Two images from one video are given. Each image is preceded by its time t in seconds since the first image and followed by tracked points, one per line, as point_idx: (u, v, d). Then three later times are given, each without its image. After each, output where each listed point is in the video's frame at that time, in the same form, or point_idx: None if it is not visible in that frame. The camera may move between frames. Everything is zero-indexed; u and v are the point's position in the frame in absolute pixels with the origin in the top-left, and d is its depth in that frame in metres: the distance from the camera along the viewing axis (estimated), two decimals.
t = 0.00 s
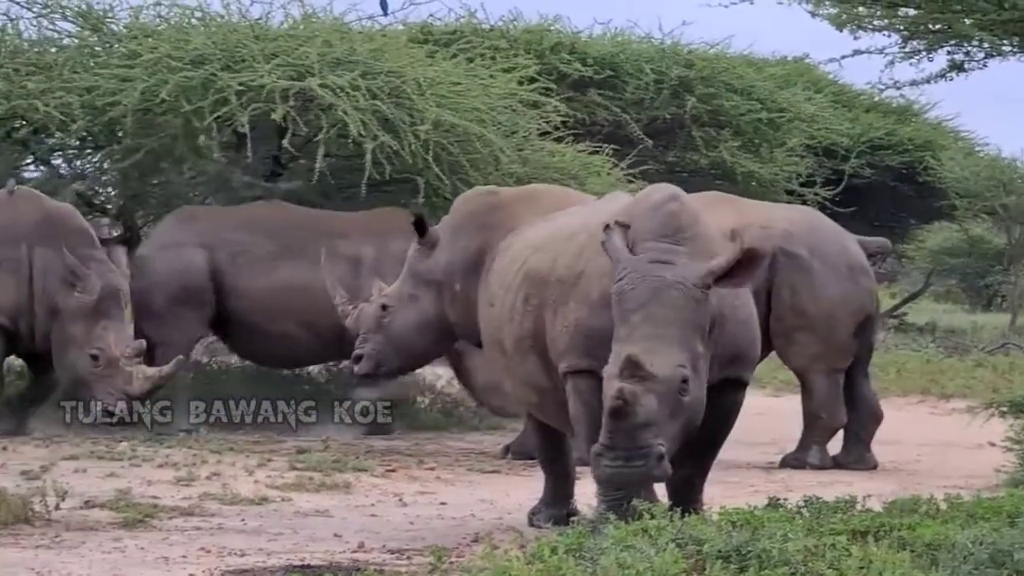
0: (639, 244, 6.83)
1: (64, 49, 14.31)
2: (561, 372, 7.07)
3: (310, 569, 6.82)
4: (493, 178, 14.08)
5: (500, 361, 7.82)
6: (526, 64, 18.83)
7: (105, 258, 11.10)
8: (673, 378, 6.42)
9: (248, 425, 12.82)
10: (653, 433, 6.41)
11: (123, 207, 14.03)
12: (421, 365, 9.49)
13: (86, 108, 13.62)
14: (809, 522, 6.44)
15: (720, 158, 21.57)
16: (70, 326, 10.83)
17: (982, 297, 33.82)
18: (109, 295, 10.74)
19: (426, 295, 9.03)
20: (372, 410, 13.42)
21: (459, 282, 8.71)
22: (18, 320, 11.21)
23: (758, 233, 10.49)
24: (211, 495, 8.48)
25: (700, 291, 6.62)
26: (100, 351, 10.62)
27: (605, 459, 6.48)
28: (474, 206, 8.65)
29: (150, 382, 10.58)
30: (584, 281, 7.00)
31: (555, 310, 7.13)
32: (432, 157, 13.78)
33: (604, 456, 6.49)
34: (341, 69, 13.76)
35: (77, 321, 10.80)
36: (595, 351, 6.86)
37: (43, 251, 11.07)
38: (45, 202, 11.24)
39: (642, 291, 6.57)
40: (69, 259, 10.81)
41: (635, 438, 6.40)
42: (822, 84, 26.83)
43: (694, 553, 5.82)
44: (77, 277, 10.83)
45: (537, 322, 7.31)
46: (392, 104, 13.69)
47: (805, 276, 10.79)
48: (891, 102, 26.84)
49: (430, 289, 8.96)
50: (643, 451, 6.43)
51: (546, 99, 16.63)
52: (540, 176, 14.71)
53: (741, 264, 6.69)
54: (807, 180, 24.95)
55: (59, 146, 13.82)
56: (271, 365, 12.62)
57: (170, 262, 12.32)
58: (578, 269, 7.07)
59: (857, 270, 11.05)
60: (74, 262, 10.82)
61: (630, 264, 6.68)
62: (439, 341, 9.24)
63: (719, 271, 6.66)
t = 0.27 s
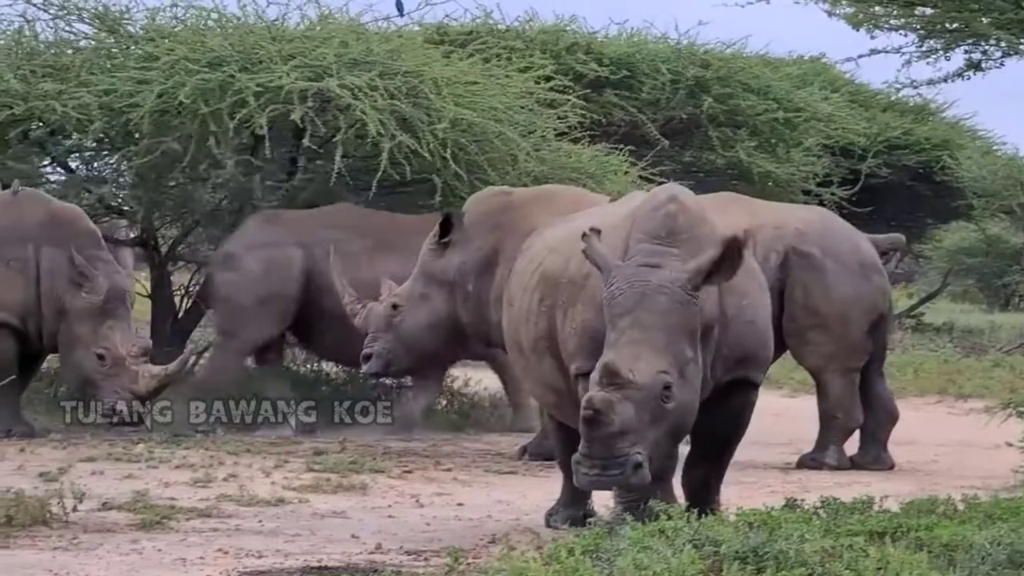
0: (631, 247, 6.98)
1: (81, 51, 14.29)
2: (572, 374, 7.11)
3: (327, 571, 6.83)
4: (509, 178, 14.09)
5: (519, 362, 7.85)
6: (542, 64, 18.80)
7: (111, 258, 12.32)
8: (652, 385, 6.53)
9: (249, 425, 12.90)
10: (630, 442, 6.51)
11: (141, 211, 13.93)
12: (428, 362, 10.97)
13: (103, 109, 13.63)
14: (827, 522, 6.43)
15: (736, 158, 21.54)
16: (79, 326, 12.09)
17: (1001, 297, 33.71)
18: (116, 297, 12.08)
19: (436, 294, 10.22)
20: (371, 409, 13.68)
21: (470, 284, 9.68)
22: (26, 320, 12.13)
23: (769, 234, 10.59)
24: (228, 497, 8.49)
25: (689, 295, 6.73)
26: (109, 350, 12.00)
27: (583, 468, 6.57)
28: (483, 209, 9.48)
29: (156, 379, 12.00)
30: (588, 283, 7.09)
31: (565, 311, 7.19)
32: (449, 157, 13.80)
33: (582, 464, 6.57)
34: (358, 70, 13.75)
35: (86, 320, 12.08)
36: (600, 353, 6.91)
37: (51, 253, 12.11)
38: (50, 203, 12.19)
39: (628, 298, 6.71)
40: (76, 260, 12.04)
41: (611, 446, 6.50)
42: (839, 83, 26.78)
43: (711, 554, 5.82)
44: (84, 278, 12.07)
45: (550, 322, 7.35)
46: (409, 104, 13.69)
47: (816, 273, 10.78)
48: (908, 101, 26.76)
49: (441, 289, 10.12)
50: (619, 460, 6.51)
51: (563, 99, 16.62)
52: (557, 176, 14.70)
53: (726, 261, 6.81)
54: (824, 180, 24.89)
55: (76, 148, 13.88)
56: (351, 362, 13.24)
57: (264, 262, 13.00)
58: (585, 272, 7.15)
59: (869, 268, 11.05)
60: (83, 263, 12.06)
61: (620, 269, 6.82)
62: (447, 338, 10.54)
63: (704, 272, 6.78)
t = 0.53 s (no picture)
0: (624, 247, 7.15)
1: (87, 52, 14.26)
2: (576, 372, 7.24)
3: (336, 569, 6.82)
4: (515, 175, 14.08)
5: (527, 361, 7.97)
6: (548, 61, 18.74)
7: (111, 255, 12.11)
8: (642, 388, 6.66)
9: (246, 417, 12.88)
10: (621, 445, 6.63)
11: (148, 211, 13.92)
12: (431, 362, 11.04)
13: (110, 109, 13.63)
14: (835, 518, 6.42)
15: (743, 154, 21.49)
16: (79, 322, 11.83)
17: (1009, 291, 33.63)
18: (116, 293, 11.80)
19: (441, 291, 10.44)
20: (371, 409, 13.70)
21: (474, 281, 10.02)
22: (29, 319, 11.98)
23: (772, 229, 10.59)
24: (237, 496, 8.47)
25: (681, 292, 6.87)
26: (110, 346, 11.66)
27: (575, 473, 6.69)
28: (488, 207, 9.88)
29: (159, 374, 11.51)
30: (585, 285, 7.28)
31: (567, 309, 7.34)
32: (456, 155, 13.80)
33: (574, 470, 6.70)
34: (363, 69, 13.71)
35: (88, 317, 11.81)
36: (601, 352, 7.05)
37: (50, 250, 11.94)
38: (48, 203, 12.09)
39: (618, 299, 6.88)
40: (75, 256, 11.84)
41: (602, 451, 6.62)
42: (845, 78, 26.74)
43: (719, 550, 5.80)
44: (84, 275, 11.84)
45: (553, 320, 7.49)
46: (415, 102, 13.67)
47: (819, 267, 10.81)
48: (915, 95, 26.70)
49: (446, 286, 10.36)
50: (611, 464, 6.63)
51: (568, 96, 16.60)
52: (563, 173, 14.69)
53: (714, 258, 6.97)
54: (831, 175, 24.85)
55: (82, 148, 13.88)
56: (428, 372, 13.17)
57: (349, 263, 12.94)
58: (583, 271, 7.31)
59: (872, 262, 11.06)
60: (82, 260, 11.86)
61: (611, 271, 6.99)
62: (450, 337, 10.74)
63: (694, 270, 6.91)
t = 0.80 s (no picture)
0: (624, 246, 7.16)
1: (93, 53, 14.26)
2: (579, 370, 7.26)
3: (345, 568, 6.82)
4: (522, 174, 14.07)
5: (535, 359, 8.00)
6: (553, 59, 18.73)
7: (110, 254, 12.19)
8: (642, 388, 6.67)
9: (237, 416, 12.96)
10: (623, 445, 6.66)
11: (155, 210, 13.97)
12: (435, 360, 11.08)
13: (116, 110, 13.66)
14: (845, 515, 6.41)
15: (750, 150, 21.47)
16: (80, 321, 11.85)
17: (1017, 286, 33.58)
18: (118, 291, 11.88)
19: (445, 289, 10.60)
20: (372, 409, 13.57)
21: (478, 279, 10.27)
22: (30, 319, 11.97)
23: (775, 226, 10.60)
24: (245, 495, 8.48)
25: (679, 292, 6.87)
26: (113, 343, 11.71)
27: (578, 473, 6.74)
28: (492, 207, 10.15)
29: (163, 367, 11.59)
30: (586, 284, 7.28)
31: (570, 307, 7.36)
32: (463, 153, 13.80)
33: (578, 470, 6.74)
34: (369, 68, 13.70)
35: (89, 316, 11.83)
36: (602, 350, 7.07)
37: (51, 250, 11.95)
38: (48, 203, 12.06)
39: (616, 299, 6.88)
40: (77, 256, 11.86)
41: (605, 451, 6.66)
42: (852, 74, 26.71)
43: (728, 548, 5.80)
44: (85, 273, 11.88)
45: (558, 318, 7.52)
46: (421, 102, 13.66)
47: (824, 262, 10.81)
48: (922, 91, 26.65)
49: (450, 284, 10.53)
50: (613, 463, 6.67)
51: (574, 94, 16.60)
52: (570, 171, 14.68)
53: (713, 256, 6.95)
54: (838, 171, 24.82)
55: (89, 149, 13.88)
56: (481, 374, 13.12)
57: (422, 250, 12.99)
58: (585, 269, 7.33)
59: (877, 258, 11.05)
60: (84, 259, 11.90)
61: (609, 270, 7.00)
62: (455, 335, 10.84)
63: (692, 268, 6.90)
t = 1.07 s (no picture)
0: (622, 244, 7.16)
1: (94, 53, 14.26)
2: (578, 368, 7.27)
3: (348, 567, 6.82)
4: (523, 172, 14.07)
5: (535, 358, 8.00)
6: (554, 57, 18.71)
7: (109, 251, 12.11)
8: (643, 385, 6.65)
9: (244, 417, 13.09)
10: (624, 443, 6.63)
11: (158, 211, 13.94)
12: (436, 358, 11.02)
13: (119, 112, 13.69)
14: (847, 512, 6.41)
15: (751, 147, 21.46)
16: (78, 319, 11.67)
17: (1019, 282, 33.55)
18: (114, 290, 11.65)
19: (444, 288, 10.59)
20: (372, 410, 13.77)
21: (478, 275, 10.28)
22: (28, 318, 11.94)
23: (775, 223, 10.35)
24: (248, 494, 8.48)
25: (677, 290, 6.86)
26: (110, 341, 11.47)
27: (581, 472, 6.71)
28: (490, 203, 10.17)
29: (161, 364, 11.31)
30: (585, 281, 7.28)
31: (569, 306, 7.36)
32: (465, 151, 13.80)
33: (580, 469, 6.71)
34: (371, 69, 13.74)
35: (87, 314, 11.65)
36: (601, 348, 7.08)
37: (47, 249, 11.96)
38: (42, 204, 12.09)
39: (615, 297, 6.88)
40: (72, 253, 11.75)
41: (606, 449, 6.62)
42: (853, 70, 26.70)
43: (732, 544, 5.79)
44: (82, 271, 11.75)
45: (557, 317, 7.52)
46: (423, 100, 13.66)
47: (824, 259, 10.70)
48: (924, 87, 26.63)
49: (449, 282, 10.52)
50: (615, 462, 6.64)
51: (576, 91, 16.59)
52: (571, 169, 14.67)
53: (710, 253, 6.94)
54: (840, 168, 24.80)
55: (91, 149, 13.87)
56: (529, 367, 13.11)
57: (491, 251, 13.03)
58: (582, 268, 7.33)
59: (876, 255, 11.05)
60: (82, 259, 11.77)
61: (607, 268, 7.00)
62: (455, 332, 10.82)
63: (690, 265, 6.90)
